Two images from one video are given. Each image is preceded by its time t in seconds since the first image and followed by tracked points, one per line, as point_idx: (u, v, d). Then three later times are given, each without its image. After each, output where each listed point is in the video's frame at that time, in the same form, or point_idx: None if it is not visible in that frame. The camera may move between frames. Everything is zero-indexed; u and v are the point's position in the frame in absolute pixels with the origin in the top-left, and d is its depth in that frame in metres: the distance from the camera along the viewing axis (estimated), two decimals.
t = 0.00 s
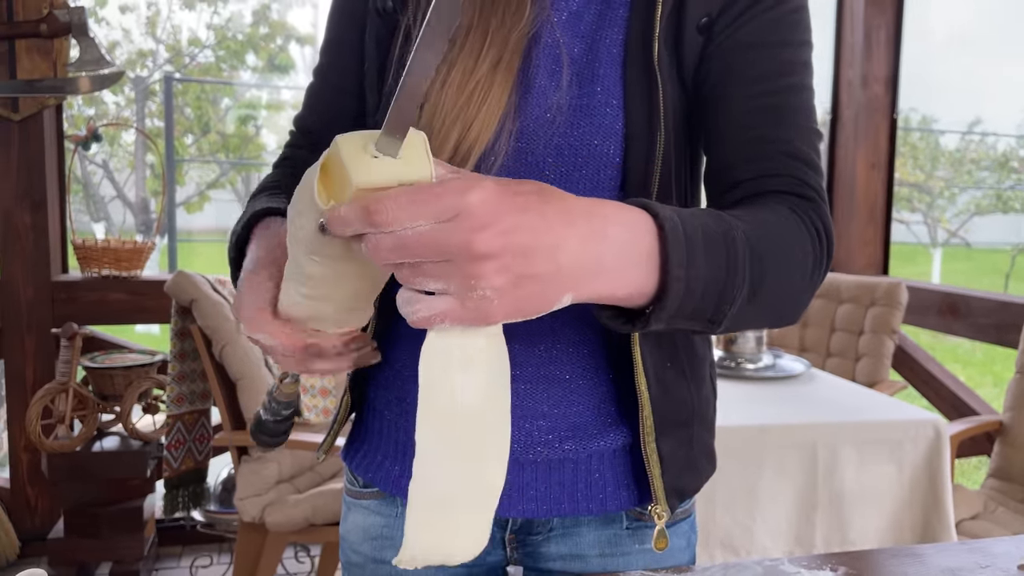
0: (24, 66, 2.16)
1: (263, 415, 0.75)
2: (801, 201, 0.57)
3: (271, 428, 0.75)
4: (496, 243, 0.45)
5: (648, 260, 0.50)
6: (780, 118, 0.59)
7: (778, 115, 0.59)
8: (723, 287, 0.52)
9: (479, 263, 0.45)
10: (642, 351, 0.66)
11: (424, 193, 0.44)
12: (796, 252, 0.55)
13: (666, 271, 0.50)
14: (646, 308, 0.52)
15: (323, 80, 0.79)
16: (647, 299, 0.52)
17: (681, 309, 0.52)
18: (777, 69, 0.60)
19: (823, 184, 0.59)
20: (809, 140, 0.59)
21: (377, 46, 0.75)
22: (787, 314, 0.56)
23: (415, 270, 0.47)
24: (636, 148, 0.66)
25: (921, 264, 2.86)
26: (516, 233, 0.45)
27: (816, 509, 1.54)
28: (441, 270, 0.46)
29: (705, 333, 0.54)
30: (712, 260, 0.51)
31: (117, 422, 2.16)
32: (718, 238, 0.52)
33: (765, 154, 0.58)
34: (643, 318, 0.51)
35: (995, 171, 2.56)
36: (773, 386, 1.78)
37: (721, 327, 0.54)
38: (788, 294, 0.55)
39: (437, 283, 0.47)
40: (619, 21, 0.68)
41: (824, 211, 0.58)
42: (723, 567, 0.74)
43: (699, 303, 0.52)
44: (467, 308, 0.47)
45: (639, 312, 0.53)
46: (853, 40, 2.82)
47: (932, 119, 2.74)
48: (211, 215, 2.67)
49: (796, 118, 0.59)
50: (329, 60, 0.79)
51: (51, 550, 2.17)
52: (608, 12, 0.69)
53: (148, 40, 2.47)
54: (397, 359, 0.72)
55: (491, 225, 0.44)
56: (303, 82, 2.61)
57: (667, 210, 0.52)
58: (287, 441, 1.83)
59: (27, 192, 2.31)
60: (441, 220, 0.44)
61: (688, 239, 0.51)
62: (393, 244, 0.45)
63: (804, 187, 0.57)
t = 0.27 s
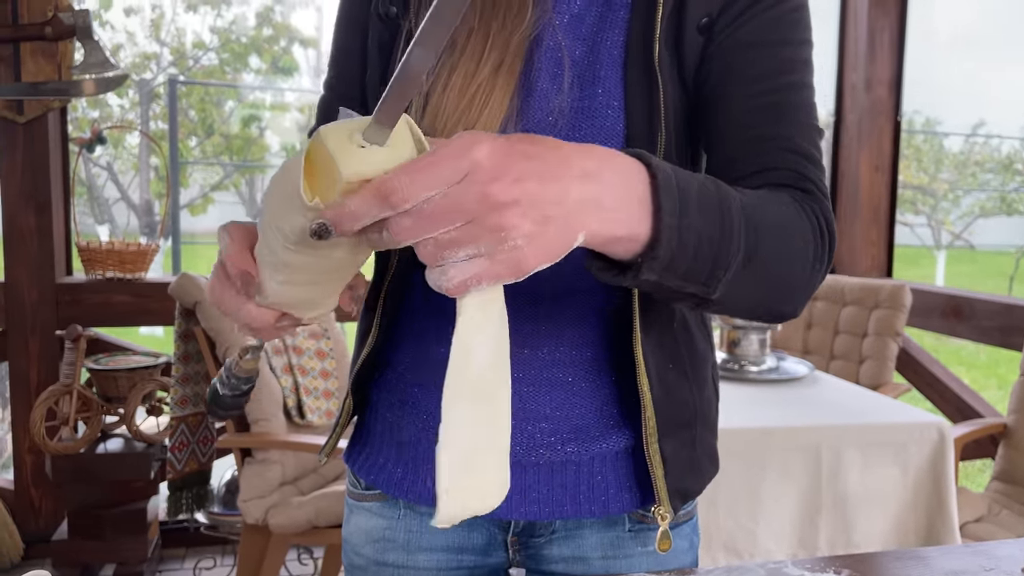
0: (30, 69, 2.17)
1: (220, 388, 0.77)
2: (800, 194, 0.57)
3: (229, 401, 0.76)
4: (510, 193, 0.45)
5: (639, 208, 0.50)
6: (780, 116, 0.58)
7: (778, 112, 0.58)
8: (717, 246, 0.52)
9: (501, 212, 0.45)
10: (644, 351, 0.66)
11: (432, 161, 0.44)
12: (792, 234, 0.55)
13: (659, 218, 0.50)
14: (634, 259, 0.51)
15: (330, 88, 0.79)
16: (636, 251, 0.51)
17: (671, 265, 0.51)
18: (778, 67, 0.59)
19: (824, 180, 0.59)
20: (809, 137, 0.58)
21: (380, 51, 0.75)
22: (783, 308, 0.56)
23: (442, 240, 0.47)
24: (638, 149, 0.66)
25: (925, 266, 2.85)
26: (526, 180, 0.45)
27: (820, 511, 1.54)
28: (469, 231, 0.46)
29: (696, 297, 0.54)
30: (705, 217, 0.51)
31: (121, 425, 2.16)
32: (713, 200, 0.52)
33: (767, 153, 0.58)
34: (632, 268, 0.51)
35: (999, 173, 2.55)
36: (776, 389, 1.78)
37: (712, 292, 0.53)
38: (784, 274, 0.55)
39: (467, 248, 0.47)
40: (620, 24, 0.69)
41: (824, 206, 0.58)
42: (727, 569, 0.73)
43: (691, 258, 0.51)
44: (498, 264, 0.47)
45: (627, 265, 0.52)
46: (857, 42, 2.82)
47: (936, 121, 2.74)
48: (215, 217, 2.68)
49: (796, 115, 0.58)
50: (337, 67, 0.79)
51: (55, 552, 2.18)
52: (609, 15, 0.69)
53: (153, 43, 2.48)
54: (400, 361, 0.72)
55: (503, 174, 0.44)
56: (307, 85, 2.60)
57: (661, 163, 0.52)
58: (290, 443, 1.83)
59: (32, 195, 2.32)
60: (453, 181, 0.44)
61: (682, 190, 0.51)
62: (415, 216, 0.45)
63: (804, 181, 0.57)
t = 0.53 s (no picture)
0: (35, 71, 2.18)
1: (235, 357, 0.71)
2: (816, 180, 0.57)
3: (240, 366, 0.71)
4: (559, 131, 0.40)
5: (715, 156, 0.47)
6: (789, 107, 0.59)
7: (786, 101, 0.59)
8: (780, 211, 0.51)
9: (553, 154, 0.41)
10: (646, 353, 0.66)
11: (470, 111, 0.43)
12: (827, 213, 0.55)
13: (737, 169, 0.48)
14: (705, 210, 0.50)
15: (327, 87, 0.79)
16: (709, 201, 0.49)
17: (740, 220, 0.49)
18: (785, 60, 0.60)
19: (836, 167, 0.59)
20: (820, 126, 0.58)
21: (383, 53, 0.75)
22: (812, 287, 0.56)
23: (494, 194, 0.43)
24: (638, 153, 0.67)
25: (930, 269, 2.85)
26: (578, 120, 0.41)
27: (824, 514, 1.53)
28: (522, 180, 0.42)
29: (752, 263, 0.52)
30: (772, 178, 0.50)
31: (125, 427, 2.16)
32: (777, 161, 0.50)
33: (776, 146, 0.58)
34: (708, 217, 0.49)
35: (1004, 176, 2.55)
36: (780, 391, 1.78)
37: (766, 259, 0.52)
38: (818, 250, 0.54)
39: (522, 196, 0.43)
40: (624, 26, 0.68)
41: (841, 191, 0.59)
42: (730, 572, 0.73)
43: (757, 216, 0.50)
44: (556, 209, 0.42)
45: (695, 214, 0.50)
46: (860, 45, 2.81)
47: (940, 123, 2.73)
48: (218, 220, 2.68)
49: (806, 107, 0.58)
50: (333, 65, 0.79)
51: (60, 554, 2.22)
52: (614, 17, 0.69)
53: (157, 45, 2.48)
54: (402, 364, 0.72)
55: (546, 114, 0.40)
56: (310, 88, 2.62)
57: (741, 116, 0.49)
58: (294, 445, 1.83)
59: (36, 198, 2.33)
60: (503, 125, 0.42)
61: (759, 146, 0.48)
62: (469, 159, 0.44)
63: (820, 167, 0.58)
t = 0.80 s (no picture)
0: (39, 74, 2.17)
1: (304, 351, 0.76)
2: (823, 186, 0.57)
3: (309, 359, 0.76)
4: (547, 150, 0.41)
5: (718, 173, 0.47)
6: (795, 111, 0.58)
7: (791, 107, 0.59)
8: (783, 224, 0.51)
9: (539, 172, 0.41)
10: (649, 355, 0.66)
11: (469, 117, 0.44)
12: (831, 220, 0.55)
13: (741, 183, 0.48)
14: (709, 227, 0.50)
15: (331, 90, 0.79)
16: (710, 218, 0.49)
17: (743, 234, 0.50)
18: (789, 65, 0.60)
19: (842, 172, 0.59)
20: (824, 130, 0.58)
21: (388, 56, 0.76)
22: (815, 295, 0.56)
23: (481, 200, 0.44)
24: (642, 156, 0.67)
25: (934, 271, 2.84)
26: (568, 137, 0.41)
27: (828, 517, 1.53)
28: (507, 192, 0.43)
29: (753, 275, 0.52)
30: (775, 191, 0.50)
31: (129, 429, 2.17)
32: (782, 173, 0.51)
33: (783, 148, 0.58)
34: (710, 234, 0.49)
35: (1008, 178, 2.55)
36: (784, 394, 1.78)
37: (768, 272, 0.52)
38: (822, 259, 0.55)
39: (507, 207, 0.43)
40: (627, 29, 0.68)
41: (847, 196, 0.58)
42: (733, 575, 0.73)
43: (760, 230, 0.50)
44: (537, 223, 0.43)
45: (699, 233, 0.50)
46: (864, 48, 2.81)
47: (944, 125, 2.73)
48: (222, 222, 2.69)
49: (810, 111, 0.58)
50: (338, 68, 0.79)
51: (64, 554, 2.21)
52: (617, 19, 0.69)
53: (161, 48, 2.49)
54: (406, 366, 0.72)
55: (539, 131, 0.41)
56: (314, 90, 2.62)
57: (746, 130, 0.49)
58: (298, 447, 1.83)
59: (41, 200, 2.34)
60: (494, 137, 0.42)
61: (762, 161, 0.49)
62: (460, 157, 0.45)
63: (824, 172, 0.57)
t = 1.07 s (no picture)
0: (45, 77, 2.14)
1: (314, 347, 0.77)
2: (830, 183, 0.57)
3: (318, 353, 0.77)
4: (568, 155, 0.41)
5: (732, 168, 0.47)
6: (798, 108, 0.59)
7: (796, 104, 0.59)
8: (796, 222, 0.51)
9: (562, 180, 0.41)
10: (654, 355, 0.66)
11: (481, 131, 0.44)
12: (838, 215, 0.55)
13: (755, 182, 0.48)
14: (725, 222, 0.50)
15: (336, 92, 0.80)
16: (725, 213, 0.50)
17: (758, 232, 0.50)
18: (792, 62, 0.60)
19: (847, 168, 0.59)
20: (827, 128, 0.59)
21: (392, 58, 0.76)
22: (827, 292, 0.56)
23: (503, 216, 0.44)
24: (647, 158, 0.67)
25: (937, 273, 2.84)
26: (587, 141, 0.41)
27: (831, 519, 1.53)
28: (532, 204, 0.42)
29: (767, 273, 0.52)
30: (789, 188, 0.50)
31: (133, 430, 2.17)
32: (793, 169, 0.51)
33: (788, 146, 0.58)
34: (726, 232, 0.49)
35: (1012, 180, 2.56)
36: (787, 396, 1.78)
37: (782, 268, 0.52)
38: (833, 255, 0.55)
39: (530, 223, 0.43)
40: (630, 31, 0.69)
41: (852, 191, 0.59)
42: None
43: (774, 227, 0.50)
44: (568, 236, 0.43)
45: (714, 228, 0.50)
46: (868, 50, 2.81)
47: (948, 128, 2.73)
48: (226, 225, 2.70)
49: (814, 109, 0.59)
50: (343, 71, 0.80)
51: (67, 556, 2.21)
52: (621, 22, 0.69)
53: (165, 51, 2.50)
54: (411, 368, 0.73)
55: (556, 139, 0.41)
56: (317, 93, 2.63)
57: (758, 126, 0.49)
58: (302, 449, 1.84)
59: (46, 202, 2.35)
60: (512, 148, 0.42)
61: (775, 158, 0.49)
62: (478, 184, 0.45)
63: (829, 168, 0.57)
